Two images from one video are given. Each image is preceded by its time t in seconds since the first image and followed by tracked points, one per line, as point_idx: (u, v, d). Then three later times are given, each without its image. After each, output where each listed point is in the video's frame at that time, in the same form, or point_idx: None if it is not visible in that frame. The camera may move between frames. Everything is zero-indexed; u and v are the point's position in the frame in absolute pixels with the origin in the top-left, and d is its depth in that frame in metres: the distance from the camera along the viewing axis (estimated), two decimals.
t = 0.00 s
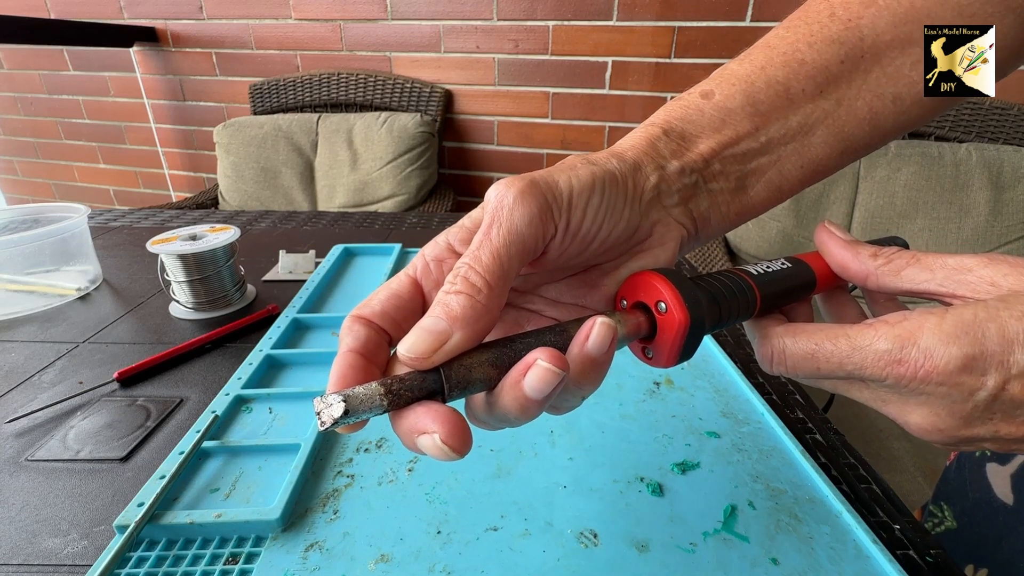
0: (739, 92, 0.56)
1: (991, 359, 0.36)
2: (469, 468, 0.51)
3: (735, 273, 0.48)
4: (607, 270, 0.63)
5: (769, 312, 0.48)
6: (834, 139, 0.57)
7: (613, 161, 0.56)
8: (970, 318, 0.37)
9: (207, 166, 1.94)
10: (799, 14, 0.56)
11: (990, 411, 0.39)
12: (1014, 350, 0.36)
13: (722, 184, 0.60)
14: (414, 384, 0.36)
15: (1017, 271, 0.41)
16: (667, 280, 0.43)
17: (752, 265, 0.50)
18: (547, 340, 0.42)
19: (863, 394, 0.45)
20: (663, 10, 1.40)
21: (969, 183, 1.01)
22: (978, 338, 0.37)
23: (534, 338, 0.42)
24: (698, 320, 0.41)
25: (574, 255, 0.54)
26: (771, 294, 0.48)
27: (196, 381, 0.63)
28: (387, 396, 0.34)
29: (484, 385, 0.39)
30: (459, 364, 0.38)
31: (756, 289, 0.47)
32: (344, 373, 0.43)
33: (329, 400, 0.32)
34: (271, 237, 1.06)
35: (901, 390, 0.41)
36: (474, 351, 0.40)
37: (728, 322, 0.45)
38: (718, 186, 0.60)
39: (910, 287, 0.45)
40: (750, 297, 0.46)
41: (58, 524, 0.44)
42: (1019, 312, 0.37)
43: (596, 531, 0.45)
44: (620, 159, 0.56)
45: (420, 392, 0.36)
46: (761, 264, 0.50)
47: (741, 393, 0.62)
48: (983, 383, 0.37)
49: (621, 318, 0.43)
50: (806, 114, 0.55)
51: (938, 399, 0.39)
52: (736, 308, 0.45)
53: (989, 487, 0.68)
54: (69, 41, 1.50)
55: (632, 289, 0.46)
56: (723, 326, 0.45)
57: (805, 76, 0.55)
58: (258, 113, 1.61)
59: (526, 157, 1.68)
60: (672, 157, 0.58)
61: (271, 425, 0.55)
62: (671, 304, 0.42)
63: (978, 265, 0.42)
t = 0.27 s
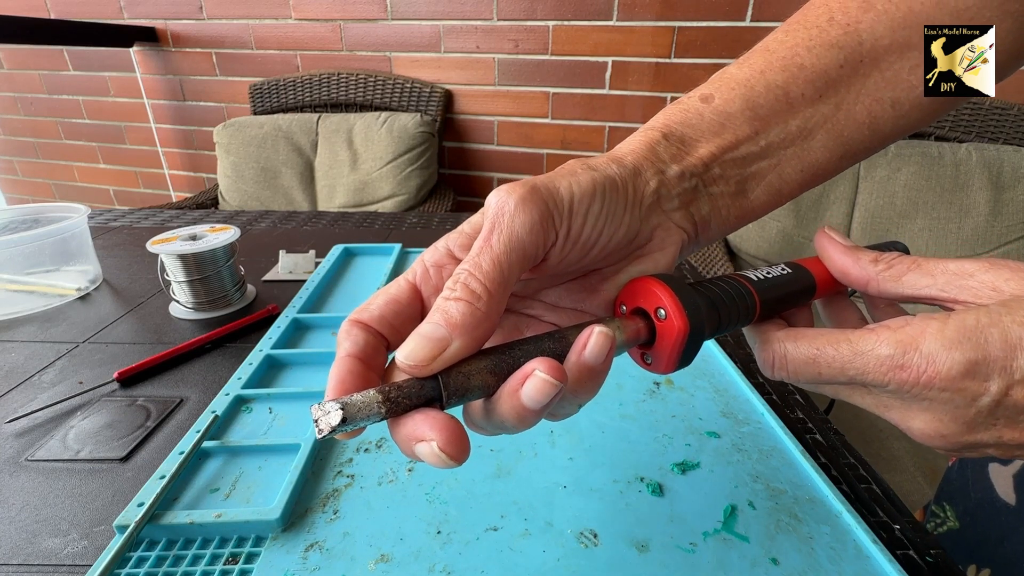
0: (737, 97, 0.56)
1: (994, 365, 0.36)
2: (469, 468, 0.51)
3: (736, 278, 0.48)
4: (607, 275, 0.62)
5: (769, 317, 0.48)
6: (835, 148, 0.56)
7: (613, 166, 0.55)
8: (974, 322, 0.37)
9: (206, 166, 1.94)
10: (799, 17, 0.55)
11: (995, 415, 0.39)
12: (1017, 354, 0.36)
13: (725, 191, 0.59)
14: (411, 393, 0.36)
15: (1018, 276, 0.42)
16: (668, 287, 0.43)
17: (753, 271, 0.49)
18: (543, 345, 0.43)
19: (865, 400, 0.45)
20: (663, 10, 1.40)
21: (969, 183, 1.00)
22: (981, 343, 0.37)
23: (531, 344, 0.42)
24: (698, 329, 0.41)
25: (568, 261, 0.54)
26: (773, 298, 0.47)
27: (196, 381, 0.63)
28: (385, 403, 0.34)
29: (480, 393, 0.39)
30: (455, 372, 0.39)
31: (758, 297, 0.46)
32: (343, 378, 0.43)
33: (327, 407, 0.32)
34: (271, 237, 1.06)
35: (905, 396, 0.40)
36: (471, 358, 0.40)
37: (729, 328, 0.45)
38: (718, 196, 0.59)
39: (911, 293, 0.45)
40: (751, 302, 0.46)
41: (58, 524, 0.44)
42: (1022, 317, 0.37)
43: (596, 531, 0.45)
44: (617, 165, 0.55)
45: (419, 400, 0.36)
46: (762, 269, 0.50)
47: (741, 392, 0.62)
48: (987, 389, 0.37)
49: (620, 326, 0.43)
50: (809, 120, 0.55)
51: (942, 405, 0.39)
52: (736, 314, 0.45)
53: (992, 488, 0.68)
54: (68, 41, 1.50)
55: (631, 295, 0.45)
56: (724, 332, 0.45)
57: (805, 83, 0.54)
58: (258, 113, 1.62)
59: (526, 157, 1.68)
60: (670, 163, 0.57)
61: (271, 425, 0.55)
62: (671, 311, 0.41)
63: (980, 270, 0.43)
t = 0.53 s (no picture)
0: (813, 48, 0.54)
1: (992, 372, 0.35)
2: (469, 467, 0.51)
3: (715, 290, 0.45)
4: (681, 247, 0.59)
5: (758, 328, 0.46)
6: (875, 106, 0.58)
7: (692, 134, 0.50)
8: (969, 328, 0.36)
9: (207, 166, 1.94)
10: None
11: (993, 426, 0.38)
12: (1016, 362, 0.35)
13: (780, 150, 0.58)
14: (387, 420, 0.27)
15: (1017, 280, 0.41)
16: (647, 299, 0.38)
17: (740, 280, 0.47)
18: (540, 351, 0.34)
19: (860, 411, 0.44)
20: (663, 10, 1.40)
21: (969, 183, 1.00)
22: (978, 350, 0.36)
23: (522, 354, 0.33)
24: (685, 342, 0.37)
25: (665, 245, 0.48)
26: (760, 310, 0.46)
27: (196, 382, 0.63)
28: (351, 436, 0.26)
29: (463, 420, 0.30)
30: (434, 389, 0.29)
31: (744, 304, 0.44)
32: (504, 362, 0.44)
33: (285, 442, 0.26)
34: (271, 237, 1.06)
35: (901, 406, 0.40)
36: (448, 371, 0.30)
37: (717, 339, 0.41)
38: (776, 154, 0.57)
39: (906, 300, 0.45)
40: (737, 311, 0.43)
41: (58, 524, 0.44)
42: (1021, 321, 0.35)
43: (596, 531, 0.45)
44: (717, 120, 0.52)
45: (393, 432, 0.27)
46: (749, 279, 0.48)
47: (741, 393, 0.62)
48: (985, 398, 0.36)
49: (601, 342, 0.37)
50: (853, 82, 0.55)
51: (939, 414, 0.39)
52: (723, 323, 0.41)
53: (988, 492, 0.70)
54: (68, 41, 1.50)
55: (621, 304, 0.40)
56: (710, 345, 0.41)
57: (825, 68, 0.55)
58: (258, 113, 1.62)
59: (526, 158, 1.68)
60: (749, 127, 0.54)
61: (271, 425, 0.55)
62: (654, 327, 0.37)
63: (976, 275, 0.42)
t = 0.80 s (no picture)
0: (842, 40, 0.55)
1: None
2: (469, 467, 0.51)
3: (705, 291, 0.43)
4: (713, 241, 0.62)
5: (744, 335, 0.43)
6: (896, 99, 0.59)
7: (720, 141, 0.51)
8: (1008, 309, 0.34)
9: (207, 166, 1.94)
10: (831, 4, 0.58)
11: None
12: None
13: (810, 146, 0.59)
14: (365, 382, 0.28)
15: None
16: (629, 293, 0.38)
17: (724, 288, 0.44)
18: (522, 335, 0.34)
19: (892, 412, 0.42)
20: (663, 10, 1.40)
21: (969, 183, 1.00)
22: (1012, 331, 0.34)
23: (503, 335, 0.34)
24: (659, 340, 0.37)
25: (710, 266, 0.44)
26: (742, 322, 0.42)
27: (196, 382, 0.63)
28: (329, 394, 0.27)
29: (438, 392, 0.31)
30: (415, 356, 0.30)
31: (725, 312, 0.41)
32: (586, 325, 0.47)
33: (264, 392, 0.26)
34: (271, 237, 1.06)
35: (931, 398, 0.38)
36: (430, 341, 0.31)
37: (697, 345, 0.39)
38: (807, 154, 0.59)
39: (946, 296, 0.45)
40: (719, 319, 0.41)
41: (58, 524, 0.44)
42: None
43: (596, 531, 0.45)
44: (750, 118, 0.54)
45: (370, 393, 0.28)
46: (734, 288, 0.44)
47: (741, 393, 0.62)
48: None
49: (579, 330, 0.37)
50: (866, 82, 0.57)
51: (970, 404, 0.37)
52: (704, 332, 0.39)
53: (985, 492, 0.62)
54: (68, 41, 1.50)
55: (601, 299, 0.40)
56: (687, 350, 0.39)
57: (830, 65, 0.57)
58: (258, 113, 1.62)
59: (526, 157, 1.68)
60: (778, 128, 0.55)
61: (271, 425, 0.55)
62: (634, 323, 0.36)
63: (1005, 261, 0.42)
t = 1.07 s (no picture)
0: (821, 59, 0.57)
1: None
2: (469, 467, 0.51)
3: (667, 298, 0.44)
4: (692, 255, 0.64)
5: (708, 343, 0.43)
6: (886, 112, 0.59)
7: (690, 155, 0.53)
8: None
9: (207, 166, 1.94)
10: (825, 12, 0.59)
11: None
12: None
13: (789, 163, 0.61)
14: (314, 373, 0.32)
15: None
16: (580, 297, 0.39)
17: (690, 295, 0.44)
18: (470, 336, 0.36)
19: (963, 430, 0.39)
20: (663, 10, 1.40)
21: (969, 183, 1.01)
22: None
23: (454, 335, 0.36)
24: (605, 343, 0.38)
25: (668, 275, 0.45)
26: (702, 329, 0.42)
27: (196, 382, 0.63)
28: (281, 381, 0.31)
29: (383, 385, 0.34)
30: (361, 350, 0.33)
31: (683, 315, 0.42)
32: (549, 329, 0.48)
33: (225, 377, 0.30)
34: (271, 237, 1.06)
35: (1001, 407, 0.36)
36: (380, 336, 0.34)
37: (646, 351, 0.40)
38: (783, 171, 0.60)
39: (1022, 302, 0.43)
40: (675, 325, 0.41)
41: (58, 524, 0.44)
42: None
43: (596, 531, 0.44)
44: (726, 134, 0.57)
45: (318, 383, 0.32)
46: (701, 296, 0.44)
47: (741, 393, 0.62)
48: None
49: (530, 332, 0.39)
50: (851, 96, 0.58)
51: None
52: (653, 340, 0.40)
53: (982, 491, 0.60)
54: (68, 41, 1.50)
55: (557, 305, 0.41)
56: (637, 357, 0.40)
57: (831, 66, 0.57)
58: (258, 113, 1.62)
59: (526, 157, 1.68)
60: (751, 143, 0.57)
61: (271, 425, 0.55)
62: (581, 326, 0.38)
63: None
